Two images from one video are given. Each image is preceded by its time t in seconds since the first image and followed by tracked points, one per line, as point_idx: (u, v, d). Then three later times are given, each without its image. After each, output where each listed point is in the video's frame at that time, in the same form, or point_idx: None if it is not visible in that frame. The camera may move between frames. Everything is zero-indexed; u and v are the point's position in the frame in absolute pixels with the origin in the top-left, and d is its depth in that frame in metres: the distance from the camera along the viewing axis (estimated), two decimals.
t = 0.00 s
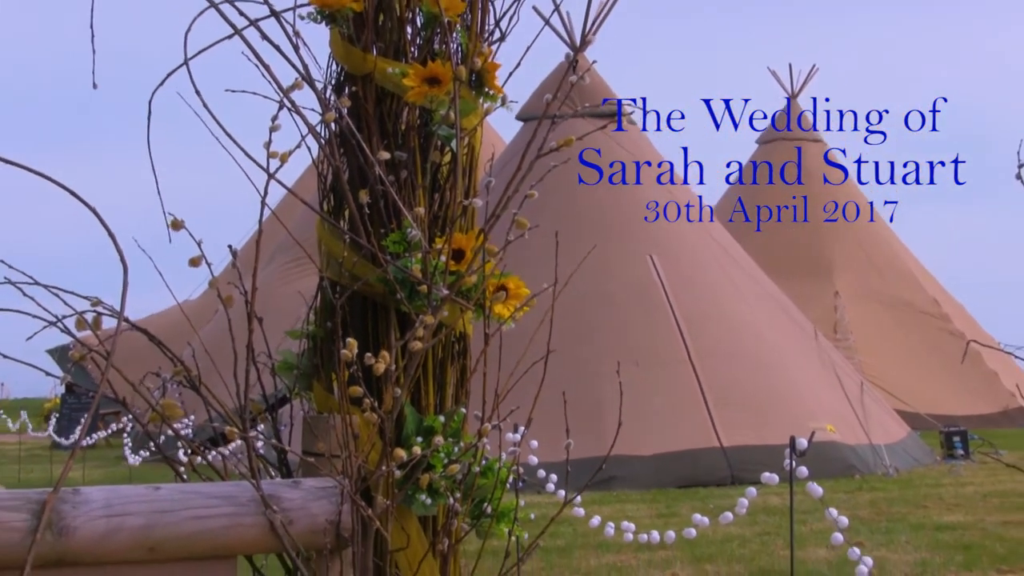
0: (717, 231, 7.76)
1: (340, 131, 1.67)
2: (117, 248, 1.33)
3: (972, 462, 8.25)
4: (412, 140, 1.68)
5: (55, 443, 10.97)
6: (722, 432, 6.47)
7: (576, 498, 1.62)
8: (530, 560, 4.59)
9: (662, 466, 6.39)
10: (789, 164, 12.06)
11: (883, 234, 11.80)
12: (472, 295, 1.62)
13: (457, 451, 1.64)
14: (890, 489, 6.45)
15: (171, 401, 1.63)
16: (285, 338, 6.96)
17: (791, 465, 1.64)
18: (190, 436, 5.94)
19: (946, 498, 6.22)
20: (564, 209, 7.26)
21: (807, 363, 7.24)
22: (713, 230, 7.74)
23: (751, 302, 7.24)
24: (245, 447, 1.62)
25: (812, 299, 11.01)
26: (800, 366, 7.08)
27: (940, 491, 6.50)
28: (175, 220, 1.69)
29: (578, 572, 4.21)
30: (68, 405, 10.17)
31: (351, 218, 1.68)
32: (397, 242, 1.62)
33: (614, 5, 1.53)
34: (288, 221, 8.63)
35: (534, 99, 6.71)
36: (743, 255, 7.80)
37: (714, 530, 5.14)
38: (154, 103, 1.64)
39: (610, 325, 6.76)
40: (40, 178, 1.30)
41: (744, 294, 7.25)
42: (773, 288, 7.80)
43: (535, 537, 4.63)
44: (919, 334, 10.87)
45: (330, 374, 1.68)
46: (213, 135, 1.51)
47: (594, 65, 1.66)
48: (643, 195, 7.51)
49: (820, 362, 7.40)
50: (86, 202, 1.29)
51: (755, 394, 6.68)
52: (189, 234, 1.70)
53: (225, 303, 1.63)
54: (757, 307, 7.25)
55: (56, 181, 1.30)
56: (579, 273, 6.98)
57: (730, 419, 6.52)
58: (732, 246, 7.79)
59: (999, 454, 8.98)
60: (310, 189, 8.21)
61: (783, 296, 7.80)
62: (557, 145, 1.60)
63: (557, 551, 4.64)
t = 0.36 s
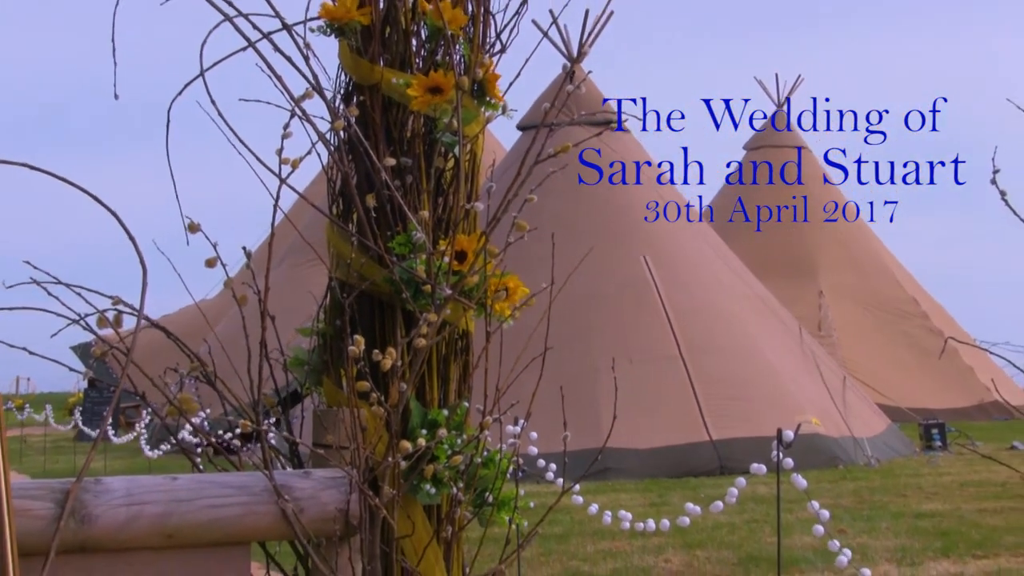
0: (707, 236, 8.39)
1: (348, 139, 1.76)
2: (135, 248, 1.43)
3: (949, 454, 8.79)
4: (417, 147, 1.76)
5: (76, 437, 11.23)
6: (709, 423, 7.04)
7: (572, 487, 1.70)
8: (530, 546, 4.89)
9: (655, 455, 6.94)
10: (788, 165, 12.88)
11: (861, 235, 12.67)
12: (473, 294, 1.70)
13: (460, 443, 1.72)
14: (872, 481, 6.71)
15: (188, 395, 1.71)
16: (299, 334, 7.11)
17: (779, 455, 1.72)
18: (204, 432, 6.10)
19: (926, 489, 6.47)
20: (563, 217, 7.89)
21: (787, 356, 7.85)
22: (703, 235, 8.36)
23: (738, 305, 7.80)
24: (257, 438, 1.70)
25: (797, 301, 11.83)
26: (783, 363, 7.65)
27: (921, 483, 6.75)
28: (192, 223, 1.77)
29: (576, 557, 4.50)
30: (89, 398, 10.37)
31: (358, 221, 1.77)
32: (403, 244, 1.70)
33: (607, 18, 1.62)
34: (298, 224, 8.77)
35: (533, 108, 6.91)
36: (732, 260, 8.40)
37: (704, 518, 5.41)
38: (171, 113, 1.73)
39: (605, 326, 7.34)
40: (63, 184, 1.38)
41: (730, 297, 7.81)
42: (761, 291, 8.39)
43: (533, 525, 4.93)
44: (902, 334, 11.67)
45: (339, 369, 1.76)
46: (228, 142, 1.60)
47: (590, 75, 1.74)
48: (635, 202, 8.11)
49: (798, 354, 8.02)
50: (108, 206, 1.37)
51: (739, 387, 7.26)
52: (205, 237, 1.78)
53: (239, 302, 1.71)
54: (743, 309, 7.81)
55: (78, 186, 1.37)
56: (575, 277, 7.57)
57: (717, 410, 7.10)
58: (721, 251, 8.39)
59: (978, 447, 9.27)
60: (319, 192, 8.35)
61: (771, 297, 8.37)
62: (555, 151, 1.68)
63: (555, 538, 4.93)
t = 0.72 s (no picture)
0: (695, 240, 8.83)
1: (354, 144, 1.84)
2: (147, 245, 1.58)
3: (928, 445, 9.21)
4: (420, 152, 1.83)
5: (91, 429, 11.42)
6: (699, 415, 7.37)
7: (568, 478, 1.78)
8: (528, 534, 5.07)
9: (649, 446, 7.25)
10: (788, 165, 13.22)
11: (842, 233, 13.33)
12: (474, 293, 1.78)
13: (460, 436, 1.80)
14: (852, 473, 6.93)
15: (200, 390, 1.79)
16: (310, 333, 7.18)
17: (766, 449, 1.80)
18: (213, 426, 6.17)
19: (905, 480, 6.67)
20: (559, 216, 8.23)
21: (771, 352, 8.22)
22: (692, 239, 8.79)
23: (725, 305, 8.20)
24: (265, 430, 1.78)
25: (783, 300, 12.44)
26: (769, 360, 8.03)
27: (899, 474, 6.96)
28: (204, 225, 1.86)
29: (572, 544, 4.67)
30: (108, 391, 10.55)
31: (363, 223, 1.84)
32: (406, 245, 1.77)
33: (602, 30, 1.70)
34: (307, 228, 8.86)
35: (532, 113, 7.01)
36: (720, 263, 8.83)
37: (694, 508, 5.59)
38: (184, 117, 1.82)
39: (598, 323, 7.67)
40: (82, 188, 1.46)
41: (719, 298, 8.21)
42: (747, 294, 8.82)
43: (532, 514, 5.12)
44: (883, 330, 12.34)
45: (345, 365, 1.84)
46: (239, 147, 1.68)
47: (585, 84, 1.82)
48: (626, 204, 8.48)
49: (781, 349, 8.41)
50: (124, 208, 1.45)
51: (727, 380, 7.61)
52: (216, 239, 1.87)
53: (249, 301, 1.80)
54: (730, 309, 8.21)
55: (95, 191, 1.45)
56: (572, 275, 7.93)
57: (706, 403, 7.44)
58: (710, 254, 8.82)
59: (955, 440, 9.52)
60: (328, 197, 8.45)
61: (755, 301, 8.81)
62: (551, 157, 1.76)
63: (551, 526, 5.11)
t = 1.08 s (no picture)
0: (685, 240, 9.13)
1: (359, 151, 1.93)
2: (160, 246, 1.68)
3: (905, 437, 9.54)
4: (422, 159, 1.93)
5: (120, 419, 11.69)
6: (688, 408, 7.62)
7: (563, 468, 1.87)
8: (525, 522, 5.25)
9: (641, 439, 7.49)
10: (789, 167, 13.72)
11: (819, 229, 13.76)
12: (473, 293, 1.87)
13: (460, 428, 1.89)
14: (834, 462, 7.11)
15: (212, 385, 1.87)
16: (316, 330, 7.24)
17: (752, 440, 1.88)
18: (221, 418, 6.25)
19: (884, 469, 6.84)
20: (555, 217, 8.49)
21: (759, 347, 8.49)
22: (683, 240, 9.09)
23: (715, 302, 8.48)
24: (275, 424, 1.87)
25: (767, 295, 12.77)
26: (757, 356, 8.31)
27: (879, 464, 7.12)
28: (216, 228, 1.95)
29: (566, 532, 4.85)
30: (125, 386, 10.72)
31: (368, 226, 1.93)
32: (408, 247, 1.86)
33: (595, 42, 1.78)
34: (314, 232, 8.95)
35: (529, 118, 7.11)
36: (709, 263, 9.12)
37: (685, 497, 5.76)
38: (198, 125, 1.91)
39: (592, 320, 7.93)
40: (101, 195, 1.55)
41: (709, 295, 8.49)
42: (736, 292, 9.11)
43: (529, 503, 5.30)
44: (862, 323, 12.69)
45: (351, 362, 1.93)
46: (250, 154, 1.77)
47: (580, 92, 1.91)
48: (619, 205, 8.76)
49: (768, 345, 8.67)
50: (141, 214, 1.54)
51: (714, 375, 7.86)
52: (228, 241, 1.96)
53: (259, 300, 1.88)
54: (720, 306, 8.49)
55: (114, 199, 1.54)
56: (568, 273, 8.20)
57: (694, 396, 7.70)
58: (700, 254, 9.12)
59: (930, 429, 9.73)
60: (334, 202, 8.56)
61: (744, 299, 9.11)
62: (547, 162, 1.85)
63: (548, 515, 5.29)
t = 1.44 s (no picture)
0: (676, 239, 9.43)
1: (366, 157, 2.02)
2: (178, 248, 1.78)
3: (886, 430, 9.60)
4: (425, 164, 2.02)
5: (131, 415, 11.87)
6: (679, 402, 7.93)
7: (561, 459, 1.97)
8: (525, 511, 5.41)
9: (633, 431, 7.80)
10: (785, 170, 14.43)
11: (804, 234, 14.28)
12: (475, 293, 1.97)
13: (462, 422, 1.98)
14: (818, 453, 7.32)
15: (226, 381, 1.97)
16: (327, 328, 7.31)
17: (740, 433, 1.98)
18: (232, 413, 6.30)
19: (865, 461, 7.03)
20: (552, 217, 8.75)
21: (748, 343, 8.79)
22: (674, 239, 9.40)
23: (705, 300, 8.78)
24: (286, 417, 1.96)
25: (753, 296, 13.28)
26: (745, 352, 8.60)
27: (860, 455, 7.32)
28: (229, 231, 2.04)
29: (563, 520, 5.01)
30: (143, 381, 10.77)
31: (375, 228, 2.03)
32: (413, 248, 1.95)
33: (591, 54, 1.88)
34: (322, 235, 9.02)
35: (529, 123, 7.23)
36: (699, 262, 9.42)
37: (675, 487, 5.95)
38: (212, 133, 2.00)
39: (588, 317, 8.19)
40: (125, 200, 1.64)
41: (699, 293, 8.79)
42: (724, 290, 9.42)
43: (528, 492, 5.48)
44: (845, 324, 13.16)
45: (359, 358, 2.03)
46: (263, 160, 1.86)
47: (577, 101, 2.01)
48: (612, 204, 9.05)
49: (756, 339, 8.98)
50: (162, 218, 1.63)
51: (704, 370, 8.16)
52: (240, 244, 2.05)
53: (270, 298, 1.98)
54: (710, 304, 8.79)
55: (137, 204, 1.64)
56: (564, 272, 8.46)
57: (685, 391, 8.00)
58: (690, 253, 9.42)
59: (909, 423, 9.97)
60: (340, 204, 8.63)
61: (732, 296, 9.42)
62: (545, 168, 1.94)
63: (546, 503, 5.45)
